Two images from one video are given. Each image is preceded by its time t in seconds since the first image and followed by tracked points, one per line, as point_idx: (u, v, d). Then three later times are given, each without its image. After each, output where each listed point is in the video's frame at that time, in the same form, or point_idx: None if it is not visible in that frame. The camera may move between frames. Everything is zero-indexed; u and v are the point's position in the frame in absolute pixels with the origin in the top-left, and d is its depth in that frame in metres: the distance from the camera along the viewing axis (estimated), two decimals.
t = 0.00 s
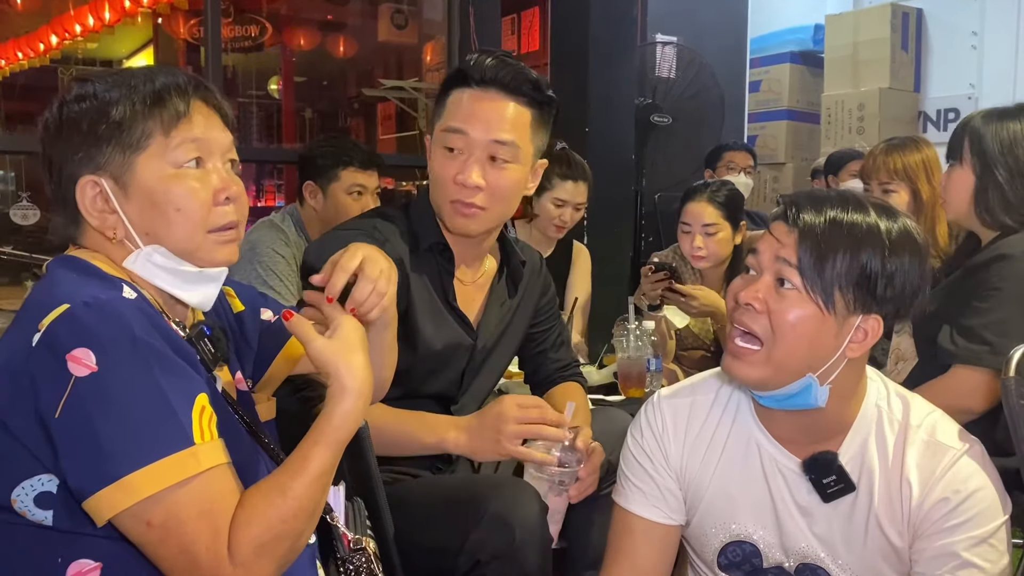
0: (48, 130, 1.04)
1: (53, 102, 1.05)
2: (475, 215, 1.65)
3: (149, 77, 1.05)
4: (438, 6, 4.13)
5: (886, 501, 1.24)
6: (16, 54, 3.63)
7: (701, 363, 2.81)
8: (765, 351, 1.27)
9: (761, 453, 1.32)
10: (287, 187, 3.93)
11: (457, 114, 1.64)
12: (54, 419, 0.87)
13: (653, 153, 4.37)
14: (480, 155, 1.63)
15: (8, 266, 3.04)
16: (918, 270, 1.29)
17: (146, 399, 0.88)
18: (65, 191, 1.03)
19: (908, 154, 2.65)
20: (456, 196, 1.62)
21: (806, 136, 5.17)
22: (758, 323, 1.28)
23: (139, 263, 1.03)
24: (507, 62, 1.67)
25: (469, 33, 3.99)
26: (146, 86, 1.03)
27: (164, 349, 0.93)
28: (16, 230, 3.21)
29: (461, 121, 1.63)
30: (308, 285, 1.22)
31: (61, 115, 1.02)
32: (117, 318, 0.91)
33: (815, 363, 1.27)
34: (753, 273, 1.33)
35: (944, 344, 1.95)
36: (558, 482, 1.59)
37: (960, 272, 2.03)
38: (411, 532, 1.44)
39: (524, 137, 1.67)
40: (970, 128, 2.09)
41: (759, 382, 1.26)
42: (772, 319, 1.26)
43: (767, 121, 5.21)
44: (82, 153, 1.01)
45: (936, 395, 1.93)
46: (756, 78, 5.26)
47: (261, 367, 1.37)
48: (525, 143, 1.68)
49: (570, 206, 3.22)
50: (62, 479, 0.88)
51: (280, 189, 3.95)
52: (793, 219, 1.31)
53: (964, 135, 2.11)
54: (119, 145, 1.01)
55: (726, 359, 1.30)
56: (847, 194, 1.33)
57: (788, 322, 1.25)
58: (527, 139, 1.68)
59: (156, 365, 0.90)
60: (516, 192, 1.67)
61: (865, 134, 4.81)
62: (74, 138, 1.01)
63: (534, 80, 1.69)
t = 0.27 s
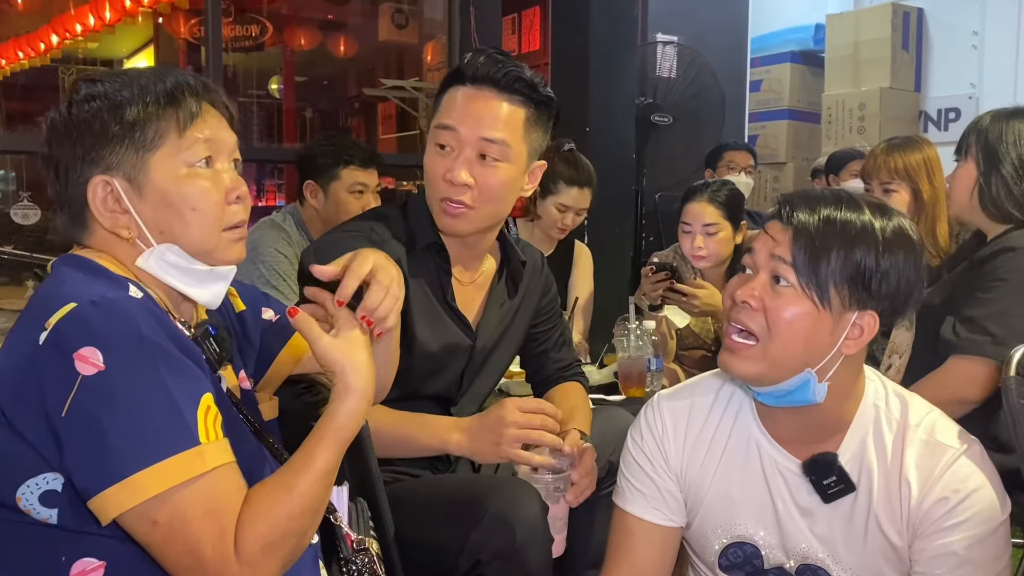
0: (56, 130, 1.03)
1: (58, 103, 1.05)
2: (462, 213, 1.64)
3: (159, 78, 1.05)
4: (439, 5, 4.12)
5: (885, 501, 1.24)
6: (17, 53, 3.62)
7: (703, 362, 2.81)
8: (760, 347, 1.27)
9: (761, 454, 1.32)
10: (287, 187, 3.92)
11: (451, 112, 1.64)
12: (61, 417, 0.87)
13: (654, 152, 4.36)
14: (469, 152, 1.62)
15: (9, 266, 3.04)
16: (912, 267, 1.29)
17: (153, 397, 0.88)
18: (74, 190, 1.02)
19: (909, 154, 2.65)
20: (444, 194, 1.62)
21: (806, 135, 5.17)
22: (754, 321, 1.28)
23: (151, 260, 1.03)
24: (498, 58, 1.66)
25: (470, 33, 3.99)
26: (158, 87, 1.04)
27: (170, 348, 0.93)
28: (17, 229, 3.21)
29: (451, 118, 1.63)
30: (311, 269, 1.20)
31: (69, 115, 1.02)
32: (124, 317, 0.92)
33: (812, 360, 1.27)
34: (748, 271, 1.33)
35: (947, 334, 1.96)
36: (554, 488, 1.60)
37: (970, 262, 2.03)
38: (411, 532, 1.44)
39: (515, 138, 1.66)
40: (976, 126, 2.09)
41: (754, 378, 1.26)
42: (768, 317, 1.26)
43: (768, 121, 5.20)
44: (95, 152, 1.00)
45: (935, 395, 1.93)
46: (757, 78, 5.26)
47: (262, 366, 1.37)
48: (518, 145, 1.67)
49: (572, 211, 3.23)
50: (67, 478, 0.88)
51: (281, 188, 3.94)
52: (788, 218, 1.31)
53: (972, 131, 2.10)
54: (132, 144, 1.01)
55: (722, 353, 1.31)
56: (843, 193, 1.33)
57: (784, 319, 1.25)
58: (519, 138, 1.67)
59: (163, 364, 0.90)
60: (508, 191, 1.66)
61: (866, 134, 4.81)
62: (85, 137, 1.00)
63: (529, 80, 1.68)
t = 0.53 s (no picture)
0: (58, 129, 1.03)
1: (60, 102, 1.05)
2: (452, 212, 1.64)
3: (161, 78, 1.05)
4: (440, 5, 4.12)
5: (884, 501, 1.24)
6: (17, 53, 3.62)
7: (703, 362, 2.81)
8: (760, 345, 1.27)
9: (762, 454, 1.32)
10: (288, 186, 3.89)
11: (443, 111, 1.63)
12: (63, 416, 0.87)
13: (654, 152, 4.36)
14: (460, 151, 1.62)
15: (9, 266, 3.04)
16: (912, 265, 1.29)
17: (154, 396, 0.88)
18: (75, 189, 1.02)
19: (910, 153, 2.65)
20: (434, 193, 1.62)
21: (807, 135, 5.17)
22: (755, 320, 1.28)
23: (153, 260, 1.03)
24: (490, 57, 1.67)
25: (470, 33, 3.99)
26: (160, 86, 1.04)
27: (171, 347, 0.93)
28: (17, 229, 3.21)
29: (443, 117, 1.63)
30: (318, 284, 1.12)
31: (72, 113, 1.02)
32: (126, 316, 0.92)
33: (812, 357, 1.27)
34: (749, 271, 1.33)
35: (959, 327, 1.94)
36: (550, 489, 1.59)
37: (978, 259, 2.03)
38: (411, 533, 1.44)
39: (507, 138, 1.65)
40: (993, 122, 2.09)
41: (755, 376, 1.26)
42: (769, 315, 1.26)
43: (768, 121, 5.20)
44: (97, 151, 1.00)
45: (935, 394, 1.94)
46: (757, 78, 5.26)
47: (263, 366, 1.37)
48: (509, 144, 1.66)
49: (574, 217, 3.23)
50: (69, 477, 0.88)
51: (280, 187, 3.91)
52: (787, 217, 1.31)
53: (987, 127, 2.10)
54: (135, 143, 1.01)
55: (724, 352, 1.31)
56: (842, 192, 1.33)
57: (785, 318, 1.26)
58: (511, 137, 1.67)
59: (164, 363, 0.90)
60: (500, 190, 1.65)
61: (866, 134, 4.80)
62: (87, 136, 1.00)
63: (521, 78, 1.68)
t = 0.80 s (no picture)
0: (58, 129, 1.03)
1: (61, 102, 1.05)
2: (447, 213, 1.63)
3: (162, 78, 1.05)
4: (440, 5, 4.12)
5: (886, 501, 1.24)
6: (17, 53, 3.62)
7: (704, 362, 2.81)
8: (764, 342, 1.27)
9: (763, 454, 1.32)
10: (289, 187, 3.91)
11: (438, 112, 1.63)
12: (64, 417, 0.87)
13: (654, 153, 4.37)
14: (455, 153, 1.62)
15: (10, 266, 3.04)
16: (912, 263, 1.29)
17: (155, 397, 0.88)
18: (75, 190, 1.02)
19: (910, 153, 2.65)
20: (429, 194, 1.61)
21: (807, 135, 5.16)
22: (758, 319, 1.28)
23: (154, 260, 1.03)
24: (484, 57, 1.67)
25: (470, 33, 3.98)
26: (160, 87, 1.04)
27: (173, 349, 0.93)
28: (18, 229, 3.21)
29: (437, 118, 1.63)
30: (322, 262, 1.20)
31: (72, 114, 1.02)
32: (127, 317, 0.92)
33: (816, 355, 1.27)
34: (751, 271, 1.33)
35: (959, 333, 1.95)
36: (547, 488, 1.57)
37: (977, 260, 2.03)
38: (412, 533, 1.44)
39: (502, 139, 1.65)
40: (997, 120, 2.08)
41: (759, 374, 1.26)
42: (773, 314, 1.26)
43: (768, 121, 5.20)
44: (96, 152, 1.01)
45: (935, 394, 1.94)
46: (758, 77, 5.26)
47: (264, 364, 1.36)
48: (504, 146, 1.66)
49: (575, 215, 3.23)
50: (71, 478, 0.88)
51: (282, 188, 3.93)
52: (789, 216, 1.31)
53: (990, 125, 2.10)
54: (134, 144, 1.01)
55: (727, 350, 1.30)
56: (842, 191, 1.33)
57: (788, 316, 1.25)
58: (506, 139, 1.66)
59: (165, 364, 0.90)
60: (495, 193, 1.65)
61: (867, 134, 4.80)
62: (87, 136, 1.00)
63: (517, 80, 1.68)
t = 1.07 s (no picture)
0: (58, 131, 1.03)
1: (61, 103, 1.05)
2: (449, 217, 1.64)
3: (161, 79, 1.05)
4: (440, 5, 4.12)
5: (887, 500, 1.24)
6: (17, 54, 3.63)
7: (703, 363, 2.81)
8: (769, 341, 1.27)
9: (764, 455, 1.32)
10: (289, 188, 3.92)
11: (439, 115, 1.63)
12: (64, 420, 0.87)
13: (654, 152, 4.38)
14: (456, 156, 1.62)
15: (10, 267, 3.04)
16: (914, 263, 1.29)
17: (154, 400, 0.88)
18: (75, 192, 1.03)
19: (910, 154, 2.65)
20: (430, 197, 1.62)
21: (807, 135, 5.17)
22: (763, 320, 1.27)
23: (153, 262, 1.04)
24: (486, 59, 1.66)
25: (471, 34, 3.99)
26: (159, 88, 1.04)
27: (173, 351, 0.93)
28: (19, 230, 3.21)
29: (438, 121, 1.63)
30: (318, 263, 1.20)
31: (72, 116, 1.02)
32: (127, 320, 0.92)
33: (820, 355, 1.27)
34: (753, 272, 1.33)
35: (957, 339, 1.95)
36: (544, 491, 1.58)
37: (976, 263, 2.04)
38: (412, 535, 1.44)
39: (503, 142, 1.65)
40: (998, 119, 2.08)
41: (764, 373, 1.26)
42: (777, 315, 1.26)
43: (768, 121, 5.20)
44: (95, 154, 1.01)
45: (934, 395, 1.94)
46: (758, 78, 5.26)
47: (264, 365, 1.37)
48: (506, 149, 1.66)
49: (575, 210, 3.24)
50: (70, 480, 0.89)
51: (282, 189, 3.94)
52: (792, 217, 1.31)
53: (989, 125, 2.10)
54: (133, 146, 1.01)
55: (730, 350, 1.30)
56: (843, 191, 1.33)
57: (793, 316, 1.25)
58: (508, 141, 1.67)
59: (165, 367, 0.91)
60: (497, 196, 1.65)
61: (867, 134, 4.80)
62: (87, 138, 1.01)
63: (519, 82, 1.68)
